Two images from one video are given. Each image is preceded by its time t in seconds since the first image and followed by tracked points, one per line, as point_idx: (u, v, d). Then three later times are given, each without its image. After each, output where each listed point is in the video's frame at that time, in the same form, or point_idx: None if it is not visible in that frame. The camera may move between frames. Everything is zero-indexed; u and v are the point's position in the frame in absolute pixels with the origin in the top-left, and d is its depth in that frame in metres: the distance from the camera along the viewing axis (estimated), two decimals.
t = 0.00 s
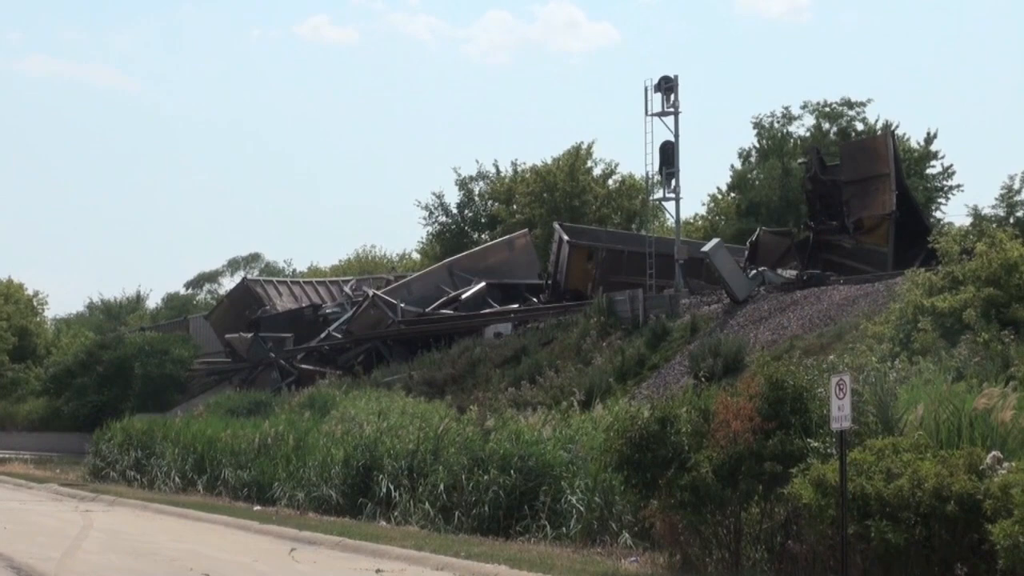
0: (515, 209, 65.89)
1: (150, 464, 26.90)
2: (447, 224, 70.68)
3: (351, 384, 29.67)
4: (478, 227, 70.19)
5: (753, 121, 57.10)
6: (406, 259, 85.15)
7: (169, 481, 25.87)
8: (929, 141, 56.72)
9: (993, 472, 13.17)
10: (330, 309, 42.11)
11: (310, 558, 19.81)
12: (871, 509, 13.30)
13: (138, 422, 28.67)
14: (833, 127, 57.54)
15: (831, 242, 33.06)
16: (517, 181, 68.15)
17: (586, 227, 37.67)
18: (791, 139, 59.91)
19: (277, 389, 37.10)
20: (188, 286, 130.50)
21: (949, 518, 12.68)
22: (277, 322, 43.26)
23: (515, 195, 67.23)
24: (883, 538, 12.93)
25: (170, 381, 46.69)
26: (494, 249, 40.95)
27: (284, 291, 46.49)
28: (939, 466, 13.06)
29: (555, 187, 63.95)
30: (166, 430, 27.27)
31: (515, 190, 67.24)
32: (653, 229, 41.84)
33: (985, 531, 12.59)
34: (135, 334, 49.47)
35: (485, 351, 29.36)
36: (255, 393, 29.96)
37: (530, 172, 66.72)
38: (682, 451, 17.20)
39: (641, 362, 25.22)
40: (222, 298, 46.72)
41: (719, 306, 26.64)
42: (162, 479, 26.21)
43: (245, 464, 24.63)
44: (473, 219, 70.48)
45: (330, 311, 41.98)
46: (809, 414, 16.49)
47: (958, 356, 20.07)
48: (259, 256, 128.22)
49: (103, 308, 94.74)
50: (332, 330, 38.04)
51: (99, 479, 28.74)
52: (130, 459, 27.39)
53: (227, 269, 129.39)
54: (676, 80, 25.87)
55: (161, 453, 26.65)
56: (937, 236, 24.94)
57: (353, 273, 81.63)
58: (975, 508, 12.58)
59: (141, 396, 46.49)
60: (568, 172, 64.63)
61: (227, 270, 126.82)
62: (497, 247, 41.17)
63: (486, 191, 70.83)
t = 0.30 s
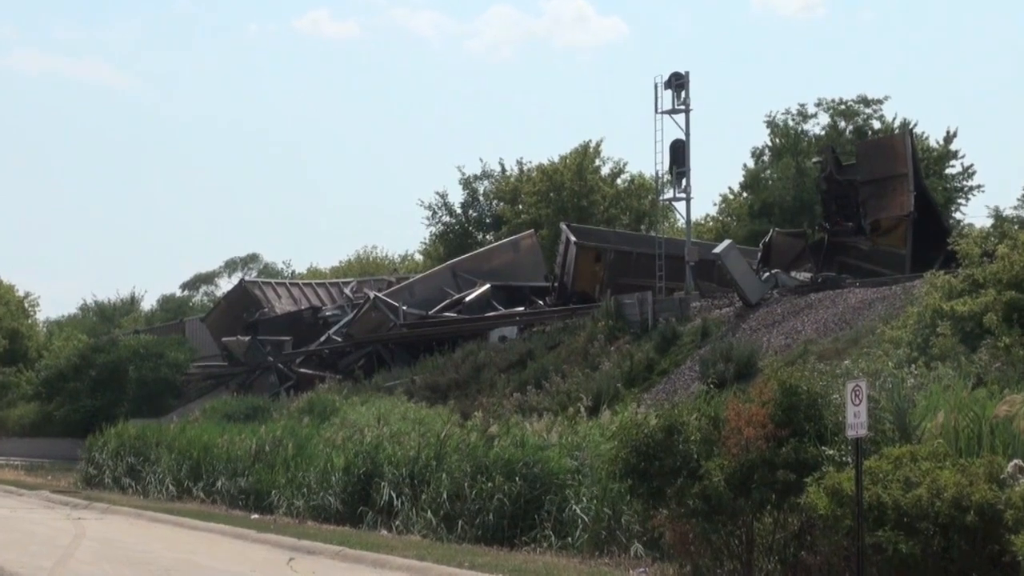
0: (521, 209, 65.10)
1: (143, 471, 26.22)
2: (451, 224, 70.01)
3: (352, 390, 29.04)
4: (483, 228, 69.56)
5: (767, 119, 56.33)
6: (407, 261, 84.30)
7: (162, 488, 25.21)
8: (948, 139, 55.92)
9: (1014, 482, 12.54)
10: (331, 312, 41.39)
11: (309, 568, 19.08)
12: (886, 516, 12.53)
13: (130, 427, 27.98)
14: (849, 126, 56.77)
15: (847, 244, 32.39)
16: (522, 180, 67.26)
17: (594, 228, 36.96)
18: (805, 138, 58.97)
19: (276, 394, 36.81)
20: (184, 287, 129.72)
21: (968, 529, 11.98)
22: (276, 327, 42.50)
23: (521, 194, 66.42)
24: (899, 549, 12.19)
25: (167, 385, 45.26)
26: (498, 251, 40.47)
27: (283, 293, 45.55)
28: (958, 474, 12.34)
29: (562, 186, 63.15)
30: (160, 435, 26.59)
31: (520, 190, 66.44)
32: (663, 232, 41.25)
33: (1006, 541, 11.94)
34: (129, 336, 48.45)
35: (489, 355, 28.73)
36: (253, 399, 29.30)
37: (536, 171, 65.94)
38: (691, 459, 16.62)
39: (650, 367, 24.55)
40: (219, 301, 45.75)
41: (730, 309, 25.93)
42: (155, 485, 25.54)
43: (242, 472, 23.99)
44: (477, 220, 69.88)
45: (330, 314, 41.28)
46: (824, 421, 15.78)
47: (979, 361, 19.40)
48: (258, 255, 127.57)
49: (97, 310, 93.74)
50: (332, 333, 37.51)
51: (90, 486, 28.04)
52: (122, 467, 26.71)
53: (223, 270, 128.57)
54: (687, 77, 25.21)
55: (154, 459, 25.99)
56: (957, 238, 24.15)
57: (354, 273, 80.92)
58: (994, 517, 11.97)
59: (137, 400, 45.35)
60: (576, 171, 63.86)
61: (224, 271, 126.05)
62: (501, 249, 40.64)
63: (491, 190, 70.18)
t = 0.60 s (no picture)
0: (528, 207, 64.36)
1: (139, 476, 25.59)
2: (456, 223, 69.45)
3: (354, 394, 28.50)
4: (488, 227, 69.06)
5: (780, 115, 55.63)
6: (409, 261, 83.55)
7: (159, 493, 24.58)
8: (967, 135, 55.24)
9: None
10: (332, 314, 40.75)
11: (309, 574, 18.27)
12: (905, 524, 11.89)
13: (126, 430, 27.40)
14: (865, 121, 56.02)
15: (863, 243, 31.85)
16: (529, 177, 66.52)
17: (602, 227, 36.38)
18: (820, 133, 58.19)
19: (275, 397, 36.29)
20: (182, 286, 128.86)
21: (990, 536, 11.54)
22: (275, 327, 41.92)
23: (527, 192, 65.66)
24: (918, 557, 11.56)
25: (164, 387, 44.24)
26: (504, 251, 39.89)
27: (282, 293, 44.84)
28: (978, 480, 11.85)
29: (569, 183, 62.38)
30: (156, 437, 25.98)
31: (526, 187, 65.70)
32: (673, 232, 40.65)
33: None
34: (124, 337, 47.54)
35: (495, 358, 28.14)
36: (253, 402, 28.66)
37: (543, 168, 65.23)
38: (703, 464, 16.00)
39: (660, 369, 23.94)
40: (217, 301, 45.11)
41: (743, 309, 25.30)
42: (151, 490, 24.91)
43: (240, 477, 23.40)
44: (482, 218, 69.30)
45: (331, 316, 40.64)
46: (840, 424, 15.25)
47: (1000, 363, 18.79)
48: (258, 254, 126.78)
49: (92, 310, 92.89)
50: (333, 335, 36.90)
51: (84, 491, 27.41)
52: (116, 471, 26.09)
53: (219, 269, 127.67)
54: (697, 70, 24.62)
55: (150, 463, 25.37)
56: (976, 236, 23.54)
57: (356, 273, 80.27)
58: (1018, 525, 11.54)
59: (133, 402, 44.16)
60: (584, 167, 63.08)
61: (221, 271, 125.29)
62: (507, 249, 40.06)
63: (496, 188, 69.64)
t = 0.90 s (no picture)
0: (538, 202, 63.51)
1: (138, 480, 24.97)
2: (464, 219, 68.73)
3: (359, 395, 27.93)
4: (497, 223, 68.44)
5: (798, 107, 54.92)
6: (415, 258, 82.72)
7: (160, 497, 24.00)
8: (991, 127, 54.42)
9: None
10: (335, 313, 40.07)
11: None
12: (927, 529, 12.50)
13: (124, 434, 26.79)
14: (886, 113, 55.27)
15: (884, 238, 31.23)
16: (539, 172, 65.94)
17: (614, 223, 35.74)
18: (839, 126, 57.40)
19: (280, 398, 35.71)
20: (182, 285, 127.80)
21: (1016, 539, 12.05)
22: (278, 327, 41.30)
23: (537, 187, 64.84)
24: (944, 564, 12.22)
25: (165, 389, 42.25)
26: (515, 247, 39.28)
27: (285, 292, 44.13)
28: (1001, 483, 12.42)
29: (580, 177, 61.22)
30: (156, 440, 25.38)
31: (537, 182, 64.91)
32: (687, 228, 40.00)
33: None
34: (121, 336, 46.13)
35: (504, 358, 27.54)
36: (257, 403, 28.22)
37: (553, 163, 64.41)
38: (719, 466, 15.97)
39: (674, 369, 23.30)
40: (218, 300, 44.49)
41: (759, 307, 24.66)
42: (151, 495, 24.33)
43: (242, 481, 22.83)
44: (491, 214, 68.67)
45: (335, 315, 39.96)
46: (861, 426, 15.14)
47: None
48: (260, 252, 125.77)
49: (89, 310, 91.77)
50: (338, 335, 36.46)
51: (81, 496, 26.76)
52: (115, 475, 25.48)
53: (222, 268, 126.81)
54: (711, 60, 23.97)
55: (149, 467, 24.77)
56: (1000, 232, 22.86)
57: (361, 271, 79.46)
58: None
59: (134, 404, 41.90)
60: (595, 161, 61.81)
61: (220, 268, 124.22)
62: (518, 245, 39.46)
63: (505, 182, 68.96)
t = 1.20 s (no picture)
0: (553, 197, 62.80)
1: (142, 484, 24.40)
2: (477, 215, 68.13)
3: (369, 397, 27.38)
4: (511, 218, 67.88)
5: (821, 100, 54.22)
6: (426, 255, 82.10)
7: (166, 502, 23.43)
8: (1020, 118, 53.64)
9: None
10: (345, 311, 39.48)
11: None
12: (956, 532, 12.05)
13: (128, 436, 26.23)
14: (912, 104, 54.59)
15: (910, 233, 30.35)
16: (554, 166, 65.32)
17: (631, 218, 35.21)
18: (863, 117, 56.70)
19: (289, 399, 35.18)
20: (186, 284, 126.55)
21: None
22: (287, 326, 40.73)
23: (552, 181, 64.16)
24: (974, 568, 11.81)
25: (168, 389, 41.73)
26: (529, 243, 38.77)
27: (293, 290, 43.56)
28: None
29: (597, 171, 60.50)
30: (161, 442, 24.81)
31: (552, 176, 64.22)
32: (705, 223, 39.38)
33: None
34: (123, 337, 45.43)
35: (519, 358, 26.96)
36: (264, 405, 27.69)
37: (568, 157, 63.67)
38: (741, 468, 15.61)
39: (693, 369, 22.65)
40: (225, 298, 43.89)
41: (781, 305, 24.05)
42: (155, 500, 23.76)
43: (250, 484, 22.25)
44: (504, 209, 68.11)
45: (344, 314, 39.37)
46: (886, 428, 14.88)
47: None
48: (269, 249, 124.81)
49: (94, 308, 91.20)
50: (347, 334, 35.89)
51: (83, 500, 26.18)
52: (119, 479, 24.91)
53: (229, 266, 126.26)
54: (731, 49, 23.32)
55: (154, 471, 24.19)
56: None
57: (371, 269, 78.83)
58: None
59: (137, 407, 41.67)
60: (612, 155, 60.97)
61: (226, 265, 123.24)
62: (532, 241, 38.95)
63: (518, 177, 68.36)
